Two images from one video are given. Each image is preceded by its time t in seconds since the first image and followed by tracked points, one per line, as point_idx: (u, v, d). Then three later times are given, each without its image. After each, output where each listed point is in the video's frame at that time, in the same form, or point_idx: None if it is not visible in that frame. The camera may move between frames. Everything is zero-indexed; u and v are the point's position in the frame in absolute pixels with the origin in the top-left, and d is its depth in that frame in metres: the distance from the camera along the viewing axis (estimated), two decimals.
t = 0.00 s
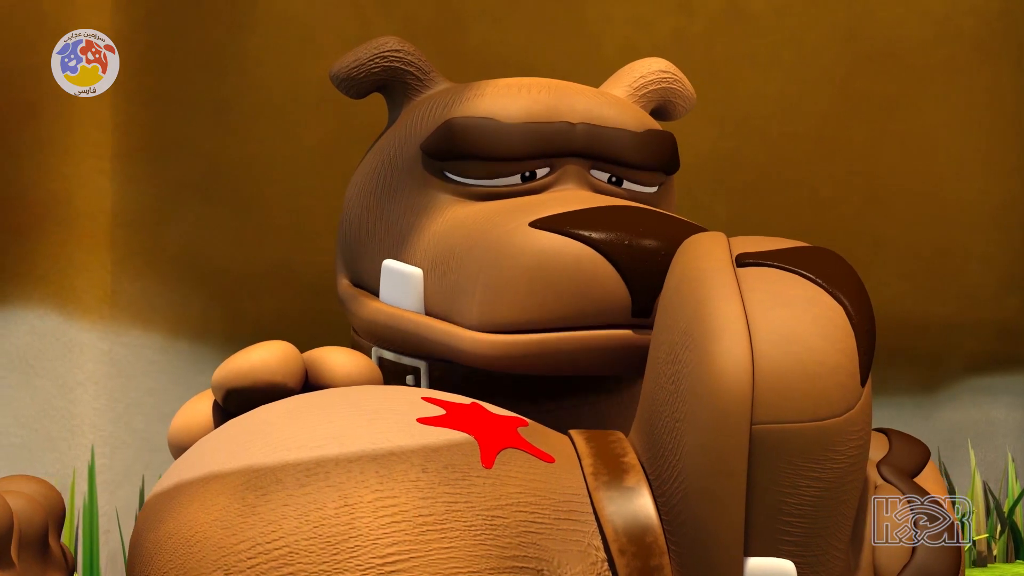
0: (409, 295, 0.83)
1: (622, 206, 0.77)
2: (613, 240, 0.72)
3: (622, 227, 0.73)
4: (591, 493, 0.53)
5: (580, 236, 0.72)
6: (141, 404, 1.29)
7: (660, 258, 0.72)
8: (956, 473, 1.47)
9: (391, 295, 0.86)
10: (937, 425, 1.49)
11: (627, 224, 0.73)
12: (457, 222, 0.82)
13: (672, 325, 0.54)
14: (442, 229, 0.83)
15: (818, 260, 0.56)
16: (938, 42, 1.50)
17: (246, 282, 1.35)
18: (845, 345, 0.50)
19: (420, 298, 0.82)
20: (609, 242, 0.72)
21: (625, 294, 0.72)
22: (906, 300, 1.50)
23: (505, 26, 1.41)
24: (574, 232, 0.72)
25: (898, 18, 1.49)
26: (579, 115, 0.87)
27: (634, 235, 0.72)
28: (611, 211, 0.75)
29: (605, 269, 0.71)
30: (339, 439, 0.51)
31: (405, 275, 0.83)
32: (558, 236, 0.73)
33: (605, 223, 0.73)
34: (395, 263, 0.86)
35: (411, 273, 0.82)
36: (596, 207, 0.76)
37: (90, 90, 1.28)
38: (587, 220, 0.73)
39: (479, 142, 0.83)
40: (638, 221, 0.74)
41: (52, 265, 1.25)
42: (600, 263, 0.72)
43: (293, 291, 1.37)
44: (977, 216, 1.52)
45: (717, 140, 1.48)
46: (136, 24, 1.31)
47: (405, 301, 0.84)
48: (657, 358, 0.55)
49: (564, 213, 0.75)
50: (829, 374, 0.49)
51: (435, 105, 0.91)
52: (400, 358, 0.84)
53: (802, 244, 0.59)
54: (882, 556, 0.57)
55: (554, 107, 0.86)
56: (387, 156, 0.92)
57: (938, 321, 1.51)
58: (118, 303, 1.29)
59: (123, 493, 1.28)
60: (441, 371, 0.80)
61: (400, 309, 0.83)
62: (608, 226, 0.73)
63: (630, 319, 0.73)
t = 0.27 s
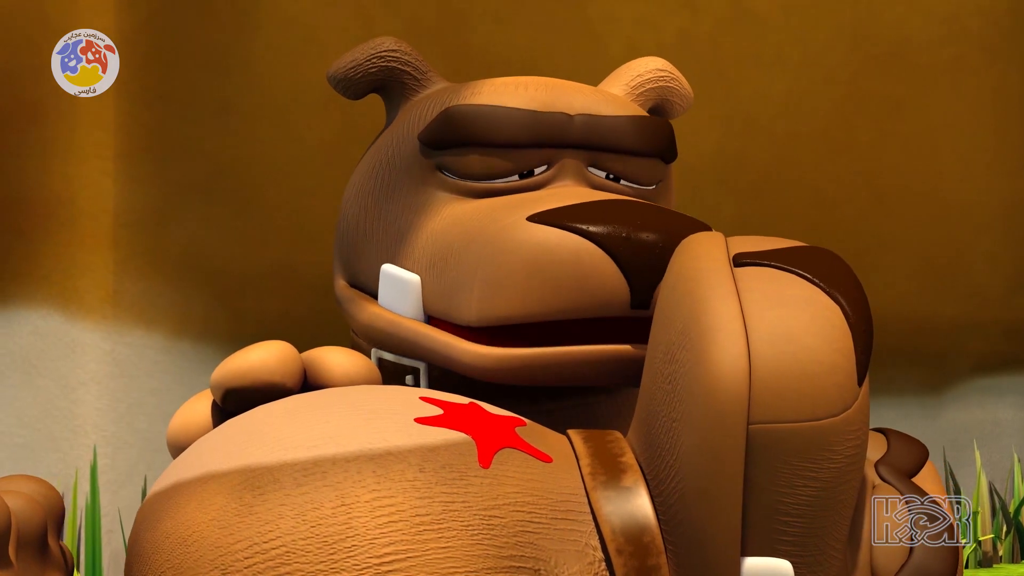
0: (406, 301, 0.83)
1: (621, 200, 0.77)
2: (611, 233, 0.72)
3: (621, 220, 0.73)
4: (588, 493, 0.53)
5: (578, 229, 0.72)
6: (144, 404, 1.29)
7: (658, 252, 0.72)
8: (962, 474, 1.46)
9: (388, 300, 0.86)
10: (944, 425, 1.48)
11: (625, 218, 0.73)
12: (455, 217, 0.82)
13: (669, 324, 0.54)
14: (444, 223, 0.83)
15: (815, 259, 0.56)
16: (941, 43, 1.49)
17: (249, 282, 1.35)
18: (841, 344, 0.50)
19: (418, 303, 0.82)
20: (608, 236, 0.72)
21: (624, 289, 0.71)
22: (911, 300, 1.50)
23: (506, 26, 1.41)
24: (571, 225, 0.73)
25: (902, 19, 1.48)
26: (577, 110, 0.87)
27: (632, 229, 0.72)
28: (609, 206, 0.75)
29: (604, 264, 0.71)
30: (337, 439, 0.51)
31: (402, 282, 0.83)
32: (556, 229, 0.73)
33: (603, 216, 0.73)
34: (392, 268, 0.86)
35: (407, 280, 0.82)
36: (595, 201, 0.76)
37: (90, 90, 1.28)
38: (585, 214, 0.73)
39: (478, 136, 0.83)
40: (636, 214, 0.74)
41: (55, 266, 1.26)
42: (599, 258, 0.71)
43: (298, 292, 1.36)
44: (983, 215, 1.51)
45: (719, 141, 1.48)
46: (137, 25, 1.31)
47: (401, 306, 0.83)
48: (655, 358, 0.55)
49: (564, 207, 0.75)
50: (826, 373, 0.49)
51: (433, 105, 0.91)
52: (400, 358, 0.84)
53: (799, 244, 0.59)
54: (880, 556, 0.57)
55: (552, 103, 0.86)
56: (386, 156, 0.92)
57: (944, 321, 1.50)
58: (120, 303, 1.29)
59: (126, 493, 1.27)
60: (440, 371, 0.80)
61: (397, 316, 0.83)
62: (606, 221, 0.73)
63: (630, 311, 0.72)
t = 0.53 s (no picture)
0: (405, 304, 0.83)
1: (621, 206, 0.77)
2: (609, 240, 0.72)
3: (619, 227, 0.72)
4: (586, 493, 0.53)
5: (576, 237, 0.72)
6: (147, 404, 1.30)
7: (656, 259, 0.71)
8: (968, 474, 1.44)
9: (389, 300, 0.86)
10: (951, 425, 1.46)
11: (623, 224, 0.73)
12: (455, 221, 0.82)
13: (666, 324, 0.54)
14: (440, 231, 0.83)
15: (813, 260, 0.56)
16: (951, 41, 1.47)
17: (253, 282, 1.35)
18: (838, 344, 0.50)
19: (417, 305, 0.82)
20: (606, 242, 0.71)
21: (621, 292, 0.71)
22: (917, 300, 1.49)
23: (510, 27, 1.41)
24: (569, 232, 0.72)
25: (911, 18, 1.47)
26: (577, 118, 0.87)
27: (630, 236, 0.72)
28: (607, 212, 0.75)
29: (602, 271, 0.71)
30: (334, 439, 0.51)
31: (402, 284, 0.83)
32: (554, 236, 0.72)
33: (602, 223, 0.73)
34: (393, 270, 0.86)
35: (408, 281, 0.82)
36: (594, 208, 0.76)
37: (90, 90, 1.27)
38: (583, 221, 0.73)
39: (477, 140, 0.83)
40: (635, 220, 0.73)
41: (58, 266, 1.25)
42: (597, 264, 0.71)
43: (302, 293, 1.37)
44: (994, 215, 1.49)
45: (721, 142, 1.48)
46: (141, 26, 1.31)
47: (401, 308, 0.84)
48: (652, 357, 0.55)
49: (562, 213, 0.75)
50: (823, 373, 0.49)
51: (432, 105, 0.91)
52: (399, 358, 0.84)
53: (796, 244, 0.59)
54: (877, 555, 0.57)
55: (552, 108, 0.86)
56: (386, 156, 0.92)
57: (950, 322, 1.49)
58: (123, 304, 1.29)
59: (129, 493, 1.28)
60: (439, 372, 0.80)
61: (398, 318, 0.83)
62: (604, 227, 0.72)
63: (629, 318, 0.72)
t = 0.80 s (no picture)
0: (405, 298, 0.83)
1: (620, 206, 0.77)
2: (607, 240, 0.72)
3: (616, 227, 0.72)
4: (584, 493, 0.53)
5: (574, 237, 0.72)
6: (150, 404, 1.29)
7: (655, 259, 0.72)
8: (974, 475, 1.45)
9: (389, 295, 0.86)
10: (955, 425, 1.47)
11: (621, 224, 0.73)
12: (454, 222, 0.82)
13: (664, 324, 0.54)
14: (439, 230, 0.83)
15: (811, 260, 0.56)
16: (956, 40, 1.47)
17: (255, 283, 1.35)
18: (835, 344, 0.50)
19: (417, 299, 0.82)
20: (603, 242, 0.72)
21: (620, 293, 0.72)
22: (920, 300, 1.49)
23: (511, 26, 1.41)
24: (567, 232, 0.72)
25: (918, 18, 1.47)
26: (576, 118, 0.87)
27: (628, 236, 0.72)
28: (606, 211, 0.75)
29: (600, 271, 0.71)
30: (331, 439, 0.51)
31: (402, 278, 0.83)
32: (551, 236, 0.72)
33: (599, 223, 0.73)
34: (391, 264, 0.86)
35: (407, 279, 0.82)
36: (593, 208, 0.76)
37: (90, 90, 1.27)
38: (581, 221, 0.73)
39: (476, 141, 0.83)
40: (631, 219, 0.73)
41: (59, 265, 1.26)
42: (594, 263, 0.71)
43: (305, 293, 1.38)
44: (998, 215, 1.50)
45: (725, 141, 1.47)
46: (143, 26, 1.30)
47: (401, 302, 0.83)
48: (650, 357, 0.55)
49: (560, 213, 0.75)
50: (820, 373, 0.49)
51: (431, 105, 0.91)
52: (399, 358, 0.84)
53: (795, 244, 0.59)
54: (875, 555, 0.57)
55: (551, 108, 0.86)
56: (385, 157, 0.92)
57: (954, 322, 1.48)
58: (124, 305, 1.29)
59: (131, 492, 1.28)
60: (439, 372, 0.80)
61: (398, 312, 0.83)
62: (602, 226, 0.72)
63: (629, 310, 0.72)
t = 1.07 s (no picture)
0: (404, 303, 0.83)
1: (619, 207, 0.77)
2: (606, 240, 0.72)
3: (615, 227, 0.73)
4: (581, 493, 0.53)
5: (573, 236, 0.72)
6: (152, 404, 1.29)
7: (653, 259, 0.72)
8: (979, 475, 1.43)
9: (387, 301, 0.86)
10: (960, 426, 1.46)
11: (619, 224, 0.73)
12: (453, 222, 0.82)
13: (661, 323, 0.54)
14: (439, 229, 0.83)
15: (808, 260, 0.56)
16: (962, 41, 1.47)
17: (257, 283, 1.35)
18: (832, 344, 0.50)
19: (415, 304, 0.82)
20: (602, 242, 0.72)
21: (618, 296, 0.72)
22: (923, 300, 1.48)
23: (512, 26, 1.41)
24: (567, 232, 0.72)
25: (923, 19, 1.46)
26: (576, 117, 0.87)
27: (627, 236, 0.72)
28: (605, 212, 0.75)
29: (599, 270, 0.71)
30: (329, 439, 0.51)
31: (401, 284, 0.83)
32: (551, 235, 0.73)
33: (598, 223, 0.73)
34: (390, 271, 0.86)
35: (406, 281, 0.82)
36: (592, 207, 0.76)
37: (90, 90, 1.27)
38: (580, 221, 0.73)
39: (476, 142, 0.83)
40: (630, 219, 0.74)
41: (61, 265, 1.26)
42: (593, 263, 0.71)
43: (308, 294, 1.37)
44: (1006, 213, 1.49)
45: (726, 141, 1.47)
46: (145, 26, 1.31)
47: (400, 307, 0.83)
48: (647, 357, 0.55)
49: (558, 213, 0.75)
50: (817, 373, 0.49)
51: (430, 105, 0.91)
52: (399, 358, 0.84)
53: (793, 243, 0.59)
54: (873, 555, 0.57)
55: (550, 108, 0.86)
56: (385, 157, 0.92)
57: (961, 320, 1.48)
58: (126, 305, 1.29)
59: (133, 493, 1.28)
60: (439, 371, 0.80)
61: (397, 317, 0.83)
62: (600, 226, 0.73)
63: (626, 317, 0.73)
